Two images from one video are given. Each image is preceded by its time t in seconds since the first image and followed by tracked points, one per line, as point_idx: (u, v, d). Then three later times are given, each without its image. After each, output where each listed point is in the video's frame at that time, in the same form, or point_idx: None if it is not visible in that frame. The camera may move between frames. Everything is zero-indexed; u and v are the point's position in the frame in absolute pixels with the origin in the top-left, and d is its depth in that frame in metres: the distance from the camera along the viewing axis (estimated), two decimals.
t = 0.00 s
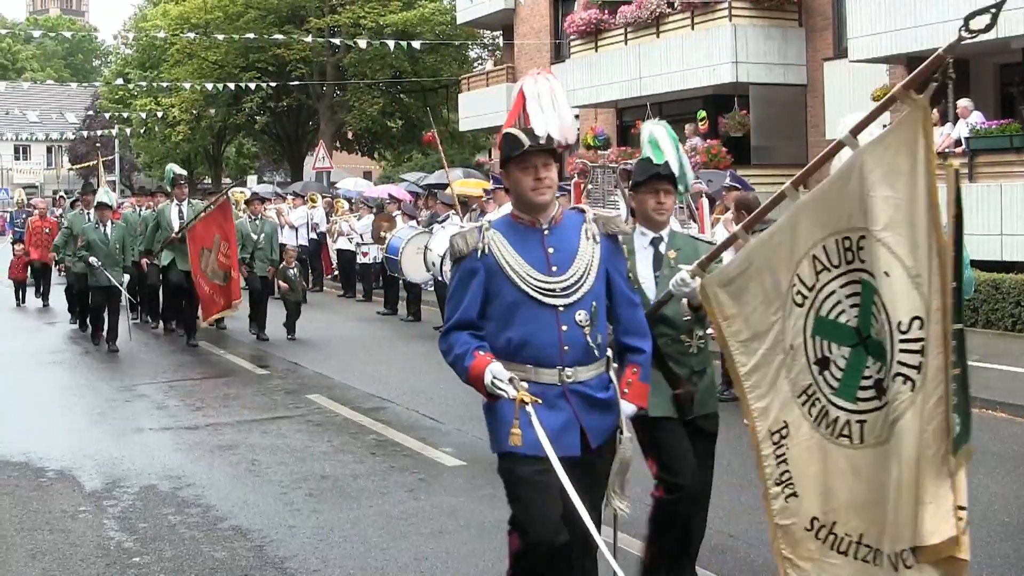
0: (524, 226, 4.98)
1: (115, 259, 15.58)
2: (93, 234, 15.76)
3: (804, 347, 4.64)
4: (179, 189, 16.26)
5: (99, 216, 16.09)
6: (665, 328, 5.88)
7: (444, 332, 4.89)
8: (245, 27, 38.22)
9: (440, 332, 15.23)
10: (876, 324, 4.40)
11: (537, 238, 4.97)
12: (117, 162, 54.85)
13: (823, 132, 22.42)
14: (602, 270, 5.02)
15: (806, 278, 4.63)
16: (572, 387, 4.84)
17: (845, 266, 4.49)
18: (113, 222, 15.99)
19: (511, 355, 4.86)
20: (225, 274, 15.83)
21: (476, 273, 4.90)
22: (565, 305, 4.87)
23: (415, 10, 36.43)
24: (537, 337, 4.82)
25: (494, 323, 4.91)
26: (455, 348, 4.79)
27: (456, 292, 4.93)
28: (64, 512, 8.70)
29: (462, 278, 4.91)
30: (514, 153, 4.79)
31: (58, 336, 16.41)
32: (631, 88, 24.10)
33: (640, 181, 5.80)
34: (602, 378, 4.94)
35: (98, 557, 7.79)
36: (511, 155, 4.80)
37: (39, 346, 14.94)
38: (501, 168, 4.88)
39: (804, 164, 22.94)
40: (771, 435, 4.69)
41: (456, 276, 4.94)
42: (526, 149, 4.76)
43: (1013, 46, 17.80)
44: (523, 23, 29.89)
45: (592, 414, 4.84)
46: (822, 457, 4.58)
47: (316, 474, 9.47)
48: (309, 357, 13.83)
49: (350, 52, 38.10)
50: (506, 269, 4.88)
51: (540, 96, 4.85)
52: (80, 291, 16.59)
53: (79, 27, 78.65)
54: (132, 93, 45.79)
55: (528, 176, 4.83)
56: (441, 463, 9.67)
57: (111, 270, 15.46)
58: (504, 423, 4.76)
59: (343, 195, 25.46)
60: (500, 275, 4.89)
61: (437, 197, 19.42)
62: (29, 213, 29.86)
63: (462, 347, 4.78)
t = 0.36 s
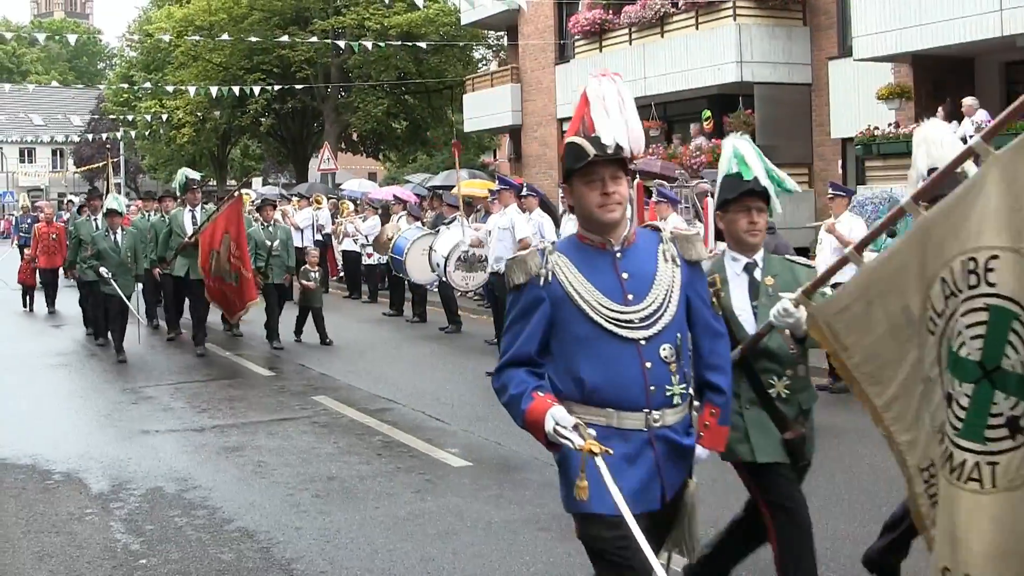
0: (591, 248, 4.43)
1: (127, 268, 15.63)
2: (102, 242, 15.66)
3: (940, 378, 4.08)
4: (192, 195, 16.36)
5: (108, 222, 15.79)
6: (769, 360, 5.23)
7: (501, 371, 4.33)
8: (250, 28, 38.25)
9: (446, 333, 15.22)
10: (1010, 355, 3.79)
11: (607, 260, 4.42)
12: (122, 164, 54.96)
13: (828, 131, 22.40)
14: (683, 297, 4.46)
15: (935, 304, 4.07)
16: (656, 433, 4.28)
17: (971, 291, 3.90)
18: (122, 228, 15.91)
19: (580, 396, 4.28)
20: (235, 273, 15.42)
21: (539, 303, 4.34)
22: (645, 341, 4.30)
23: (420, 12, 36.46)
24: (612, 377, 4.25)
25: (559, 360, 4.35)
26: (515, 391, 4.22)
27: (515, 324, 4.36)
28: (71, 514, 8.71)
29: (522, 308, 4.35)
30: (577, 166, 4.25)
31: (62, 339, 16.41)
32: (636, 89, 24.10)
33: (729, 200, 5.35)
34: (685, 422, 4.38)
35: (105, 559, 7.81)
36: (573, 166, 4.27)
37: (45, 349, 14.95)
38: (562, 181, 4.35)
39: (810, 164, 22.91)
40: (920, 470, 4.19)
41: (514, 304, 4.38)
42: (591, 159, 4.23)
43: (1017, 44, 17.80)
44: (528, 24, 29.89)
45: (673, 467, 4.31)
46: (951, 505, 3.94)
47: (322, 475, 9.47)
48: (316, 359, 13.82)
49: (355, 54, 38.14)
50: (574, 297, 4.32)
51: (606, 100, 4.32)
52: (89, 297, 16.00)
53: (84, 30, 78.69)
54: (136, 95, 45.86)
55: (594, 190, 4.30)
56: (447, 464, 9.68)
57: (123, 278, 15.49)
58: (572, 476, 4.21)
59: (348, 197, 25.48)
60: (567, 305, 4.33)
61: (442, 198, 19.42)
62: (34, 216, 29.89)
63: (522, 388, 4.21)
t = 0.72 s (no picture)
0: (681, 245, 3.91)
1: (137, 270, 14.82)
2: (112, 242, 14.87)
3: None
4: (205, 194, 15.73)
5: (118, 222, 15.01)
6: (857, 363, 4.90)
7: (585, 392, 3.69)
8: (253, 30, 38.18)
9: (450, 335, 15.20)
10: None
11: (700, 260, 3.90)
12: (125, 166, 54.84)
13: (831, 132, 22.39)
14: (776, 304, 3.97)
15: None
16: (752, 460, 3.72)
17: None
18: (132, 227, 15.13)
19: (672, 420, 3.71)
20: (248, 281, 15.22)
21: (623, 307, 3.75)
22: (742, 354, 3.77)
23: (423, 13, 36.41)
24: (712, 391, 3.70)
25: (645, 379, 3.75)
26: (607, 416, 3.58)
27: (599, 335, 3.73)
28: (74, 516, 8.71)
29: (607, 317, 3.74)
30: (681, 148, 3.74)
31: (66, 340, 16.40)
32: (640, 90, 24.09)
33: (832, 178, 5.02)
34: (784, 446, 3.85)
35: (109, 561, 7.81)
36: (675, 149, 3.75)
37: (48, 351, 14.95)
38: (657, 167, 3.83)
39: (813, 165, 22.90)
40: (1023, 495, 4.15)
41: (594, 311, 3.76)
42: (699, 142, 3.72)
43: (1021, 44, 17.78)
44: (531, 25, 29.87)
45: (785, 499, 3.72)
46: None
47: (326, 477, 9.47)
48: (320, 361, 13.78)
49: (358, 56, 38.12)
50: (666, 304, 3.77)
51: (711, 74, 3.81)
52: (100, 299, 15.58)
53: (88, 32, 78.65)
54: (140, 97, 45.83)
55: (694, 178, 3.77)
56: (452, 466, 9.67)
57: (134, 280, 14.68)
58: (696, 521, 3.65)
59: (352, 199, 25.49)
60: (656, 312, 3.78)
61: (447, 200, 19.45)
62: (38, 218, 29.81)
63: (613, 414, 3.58)
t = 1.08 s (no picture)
0: (832, 247, 3.39)
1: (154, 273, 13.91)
2: (127, 245, 13.98)
3: None
4: (227, 197, 15.03)
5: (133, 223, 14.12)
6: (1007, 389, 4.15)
7: (720, 418, 3.31)
8: (259, 33, 38.23)
9: (456, 337, 15.20)
10: None
11: (856, 262, 3.38)
12: (130, 168, 54.94)
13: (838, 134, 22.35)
14: (950, 315, 3.44)
15: None
16: (924, 502, 3.25)
17: None
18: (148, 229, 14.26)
19: (824, 451, 3.25)
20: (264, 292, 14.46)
21: (764, 320, 3.31)
22: (913, 375, 3.27)
23: (428, 16, 36.42)
24: (868, 421, 3.23)
25: (796, 401, 3.30)
26: (743, 447, 3.19)
27: (739, 351, 3.32)
28: (81, 519, 8.73)
29: (749, 331, 3.31)
30: (824, 133, 3.23)
31: (72, 343, 16.42)
32: (646, 92, 24.06)
33: (967, 180, 4.36)
34: (954, 482, 3.36)
35: (116, 563, 7.84)
36: (816, 134, 3.25)
37: (54, 353, 14.96)
38: (799, 155, 3.33)
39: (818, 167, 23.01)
40: None
41: (732, 323, 3.34)
42: (845, 125, 3.20)
43: None
44: (537, 27, 29.88)
45: (949, 544, 3.29)
46: None
47: (332, 479, 9.49)
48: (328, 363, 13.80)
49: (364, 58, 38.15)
50: (817, 314, 3.30)
51: (855, 44, 3.30)
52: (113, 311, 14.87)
53: (92, 34, 78.71)
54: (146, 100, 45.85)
55: (843, 167, 3.27)
56: (458, 468, 9.68)
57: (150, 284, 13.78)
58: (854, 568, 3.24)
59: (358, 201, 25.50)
60: (806, 325, 3.31)
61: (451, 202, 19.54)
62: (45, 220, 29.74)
63: (748, 444, 3.19)
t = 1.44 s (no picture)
0: None
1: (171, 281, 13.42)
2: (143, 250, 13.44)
3: None
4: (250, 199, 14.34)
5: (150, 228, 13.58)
6: None
7: (886, 497, 2.32)
8: (273, 34, 38.26)
9: (468, 338, 15.20)
10: None
11: None
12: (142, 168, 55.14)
13: (851, 134, 22.31)
14: None
15: None
16: None
17: None
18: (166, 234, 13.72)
19: None
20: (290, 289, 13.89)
21: (957, 381, 2.26)
22: None
23: (441, 16, 36.44)
24: None
25: (1001, 482, 2.26)
26: (918, 538, 2.22)
27: (921, 418, 2.28)
28: (94, 518, 8.75)
29: (930, 393, 2.26)
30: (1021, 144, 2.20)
31: (86, 343, 16.45)
32: (658, 93, 24.04)
33: None
34: None
35: (129, 563, 7.86)
36: (1010, 144, 2.21)
37: (67, 354, 15.00)
38: (981, 170, 2.28)
39: (831, 169, 22.76)
40: None
41: (906, 381, 2.29)
42: None
43: None
44: (550, 28, 29.87)
45: None
46: None
47: (345, 480, 9.50)
48: (340, 364, 13.81)
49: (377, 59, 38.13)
50: None
51: None
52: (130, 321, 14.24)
53: (105, 35, 78.87)
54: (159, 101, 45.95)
55: None
56: (470, 469, 9.68)
57: (166, 291, 13.29)
58: None
59: (371, 201, 25.55)
60: (1015, 388, 2.25)
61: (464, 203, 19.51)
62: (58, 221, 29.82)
63: (926, 536, 2.21)
